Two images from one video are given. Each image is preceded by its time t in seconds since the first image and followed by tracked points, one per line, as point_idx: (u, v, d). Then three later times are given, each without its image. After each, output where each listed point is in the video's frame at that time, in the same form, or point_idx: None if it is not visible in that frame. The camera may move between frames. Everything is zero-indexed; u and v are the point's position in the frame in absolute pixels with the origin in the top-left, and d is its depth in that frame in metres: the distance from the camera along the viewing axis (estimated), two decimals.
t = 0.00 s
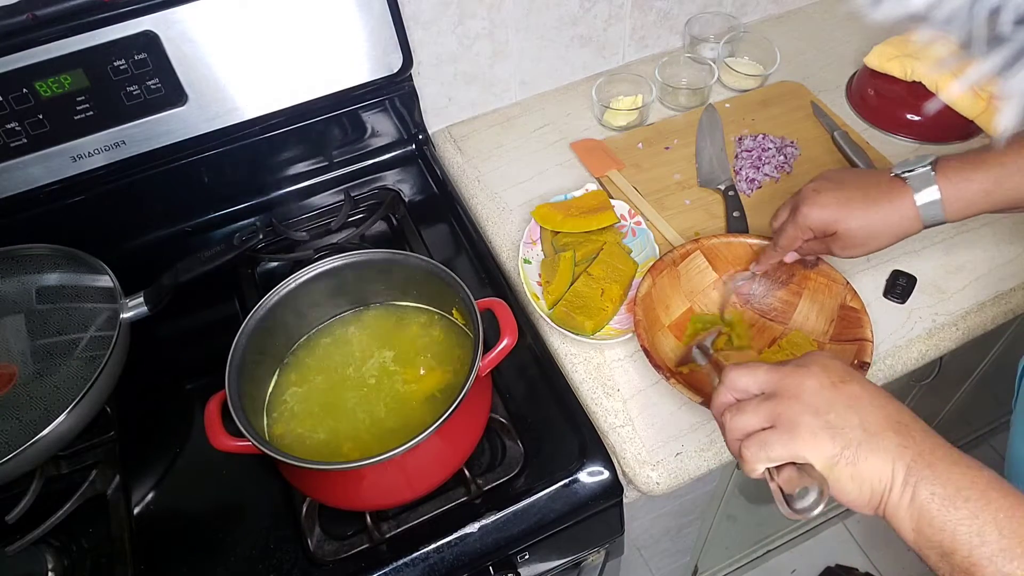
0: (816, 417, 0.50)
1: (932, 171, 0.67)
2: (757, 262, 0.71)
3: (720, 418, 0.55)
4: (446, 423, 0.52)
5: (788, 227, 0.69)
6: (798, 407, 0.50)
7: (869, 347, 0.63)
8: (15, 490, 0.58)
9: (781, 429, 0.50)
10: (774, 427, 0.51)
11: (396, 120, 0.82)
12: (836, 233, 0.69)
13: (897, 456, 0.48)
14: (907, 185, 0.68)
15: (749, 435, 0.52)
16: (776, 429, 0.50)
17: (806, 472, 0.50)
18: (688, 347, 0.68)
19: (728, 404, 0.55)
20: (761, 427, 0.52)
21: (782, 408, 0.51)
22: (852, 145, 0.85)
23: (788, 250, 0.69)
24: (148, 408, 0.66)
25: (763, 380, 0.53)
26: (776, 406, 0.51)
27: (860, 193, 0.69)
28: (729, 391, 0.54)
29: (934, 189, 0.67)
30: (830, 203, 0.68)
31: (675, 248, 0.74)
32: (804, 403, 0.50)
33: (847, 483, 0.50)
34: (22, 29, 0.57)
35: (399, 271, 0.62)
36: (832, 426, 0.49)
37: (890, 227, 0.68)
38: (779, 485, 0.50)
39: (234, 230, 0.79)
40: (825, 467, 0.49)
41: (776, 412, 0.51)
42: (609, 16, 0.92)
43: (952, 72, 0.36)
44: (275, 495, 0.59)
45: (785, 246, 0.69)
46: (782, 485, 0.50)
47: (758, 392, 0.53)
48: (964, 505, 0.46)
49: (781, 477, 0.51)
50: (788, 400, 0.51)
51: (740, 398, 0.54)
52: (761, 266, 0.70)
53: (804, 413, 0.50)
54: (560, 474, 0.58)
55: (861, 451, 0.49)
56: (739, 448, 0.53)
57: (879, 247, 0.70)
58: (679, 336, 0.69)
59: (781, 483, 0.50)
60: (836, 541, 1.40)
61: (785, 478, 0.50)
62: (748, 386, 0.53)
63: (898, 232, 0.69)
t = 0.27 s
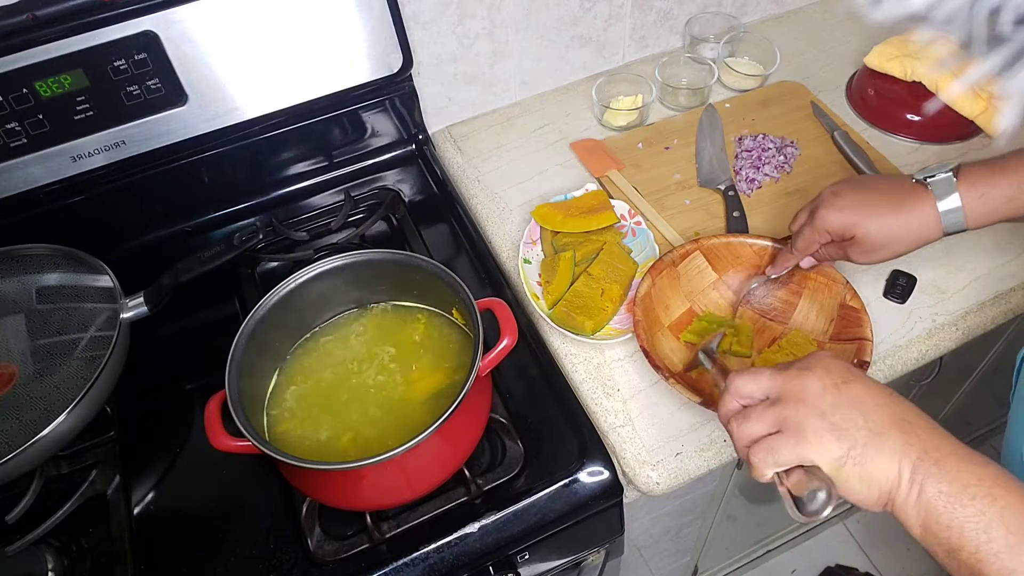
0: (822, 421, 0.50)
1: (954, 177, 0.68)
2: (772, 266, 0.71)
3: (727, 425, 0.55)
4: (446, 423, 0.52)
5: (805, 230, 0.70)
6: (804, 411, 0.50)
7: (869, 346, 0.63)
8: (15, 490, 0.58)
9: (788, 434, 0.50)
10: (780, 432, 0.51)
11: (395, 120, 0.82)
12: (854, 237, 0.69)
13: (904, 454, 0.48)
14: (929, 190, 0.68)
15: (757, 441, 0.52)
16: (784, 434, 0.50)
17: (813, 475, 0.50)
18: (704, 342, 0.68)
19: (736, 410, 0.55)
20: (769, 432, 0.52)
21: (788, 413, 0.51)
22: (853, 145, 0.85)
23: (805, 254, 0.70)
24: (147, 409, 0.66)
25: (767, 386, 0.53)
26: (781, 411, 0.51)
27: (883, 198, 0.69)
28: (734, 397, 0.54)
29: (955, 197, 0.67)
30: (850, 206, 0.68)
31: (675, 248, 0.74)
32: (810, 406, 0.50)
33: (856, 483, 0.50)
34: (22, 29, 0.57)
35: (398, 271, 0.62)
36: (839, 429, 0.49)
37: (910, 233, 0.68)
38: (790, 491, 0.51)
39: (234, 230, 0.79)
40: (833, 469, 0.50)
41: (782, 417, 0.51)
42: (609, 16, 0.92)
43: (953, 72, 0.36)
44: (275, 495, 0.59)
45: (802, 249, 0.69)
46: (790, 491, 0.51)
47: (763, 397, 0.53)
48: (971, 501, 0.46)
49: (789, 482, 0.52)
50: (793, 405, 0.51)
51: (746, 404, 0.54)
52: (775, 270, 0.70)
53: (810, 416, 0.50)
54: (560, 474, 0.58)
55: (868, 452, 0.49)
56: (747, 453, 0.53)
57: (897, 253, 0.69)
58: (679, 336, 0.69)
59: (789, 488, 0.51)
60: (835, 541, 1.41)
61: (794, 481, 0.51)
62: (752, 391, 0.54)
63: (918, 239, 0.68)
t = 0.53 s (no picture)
0: (821, 412, 0.50)
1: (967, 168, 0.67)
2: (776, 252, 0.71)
3: (726, 412, 0.55)
4: (446, 423, 0.52)
5: (815, 213, 0.71)
6: (802, 401, 0.50)
7: (869, 347, 0.63)
8: (15, 490, 0.58)
9: (784, 424, 0.51)
10: (778, 422, 0.51)
11: (395, 120, 0.82)
12: (864, 223, 0.69)
13: (903, 449, 0.48)
14: (940, 178, 0.67)
15: (755, 429, 0.52)
16: (781, 424, 0.51)
17: (809, 465, 0.52)
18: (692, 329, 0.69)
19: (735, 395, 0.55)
20: (766, 420, 0.52)
21: (786, 402, 0.51)
22: (852, 145, 0.85)
23: (812, 238, 0.71)
24: (147, 409, 0.66)
25: (765, 373, 0.53)
26: (779, 401, 0.51)
27: (892, 185, 0.69)
28: (734, 382, 0.55)
29: (968, 188, 0.66)
30: (860, 192, 0.69)
31: (675, 248, 0.74)
32: (808, 396, 0.50)
33: (853, 476, 0.50)
34: (22, 30, 0.57)
35: (399, 272, 0.62)
36: (838, 422, 0.49)
37: (921, 220, 0.68)
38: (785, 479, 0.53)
39: (234, 230, 0.79)
40: (830, 461, 0.50)
41: (779, 406, 0.51)
42: (609, 16, 0.92)
43: (953, 72, 0.36)
44: (275, 495, 0.59)
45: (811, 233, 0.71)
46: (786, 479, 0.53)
47: (763, 384, 0.53)
48: (973, 498, 0.46)
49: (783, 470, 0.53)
50: (789, 395, 0.51)
51: (746, 388, 0.54)
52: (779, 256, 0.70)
53: (809, 407, 0.50)
54: (560, 474, 0.58)
55: (865, 445, 0.49)
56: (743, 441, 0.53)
57: (907, 242, 0.69)
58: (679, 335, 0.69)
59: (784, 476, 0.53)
60: (835, 541, 1.41)
61: (790, 471, 0.53)
62: (751, 377, 0.53)
63: (930, 228, 0.68)
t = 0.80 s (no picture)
0: (812, 386, 0.51)
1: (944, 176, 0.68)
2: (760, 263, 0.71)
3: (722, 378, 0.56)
4: (446, 423, 0.52)
5: (798, 227, 0.69)
6: (797, 375, 0.51)
7: (869, 346, 0.63)
8: (15, 490, 0.58)
9: (776, 394, 0.51)
10: (770, 391, 0.52)
11: (395, 120, 0.82)
12: (846, 237, 0.69)
13: (885, 431, 0.49)
14: (917, 190, 0.68)
15: (745, 397, 0.53)
16: (772, 393, 0.51)
17: (794, 435, 0.52)
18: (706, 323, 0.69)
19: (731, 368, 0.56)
20: (758, 390, 0.52)
21: (781, 375, 0.52)
22: (852, 145, 0.85)
23: (797, 252, 0.69)
24: (147, 409, 0.66)
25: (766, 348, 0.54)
26: (775, 372, 0.52)
27: (870, 197, 0.69)
28: (734, 354, 0.55)
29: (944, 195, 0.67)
30: (840, 206, 0.68)
31: (675, 248, 0.74)
32: (803, 371, 0.51)
33: (831, 450, 0.51)
34: (22, 30, 0.57)
35: (399, 272, 0.62)
36: (826, 396, 0.50)
37: (900, 231, 0.68)
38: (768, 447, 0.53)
39: (234, 230, 0.79)
40: (812, 433, 0.51)
41: (775, 377, 0.52)
42: (609, 16, 0.92)
43: (952, 72, 0.36)
44: (276, 495, 0.59)
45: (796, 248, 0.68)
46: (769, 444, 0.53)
47: (762, 359, 0.54)
48: (945, 477, 0.47)
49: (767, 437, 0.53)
50: (787, 368, 0.52)
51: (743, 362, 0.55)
52: (762, 267, 0.70)
53: (802, 380, 0.51)
54: (560, 474, 0.58)
55: (849, 422, 0.50)
56: (732, 409, 0.54)
57: (886, 253, 0.70)
58: (679, 336, 0.69)
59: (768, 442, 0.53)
60: (835, 541, 1.41)
61: (774, 438, 0.53)
62: (752, 352, 0.54)
63: (909, 237, 0.69)
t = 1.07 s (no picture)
0: (829, 404, 0.51)
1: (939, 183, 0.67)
2: (760, 269, 0.70)
3: (733, 387, 0.55)
4: (446, 422, 0.52)
5: (796, 239, 0.68)
6: (812, 391, 0.51)
7: (869, 346, 0.63)
8: (15, 490, 0.58)
9: (790, 409, 0.51)
10: (784, 405, 0.52)
11: (395, 120, 0.82)
12: (844, 246, 0.69)
13: (902, 457, 0.49)
14: (912, 197, 0.68)
15: (758, 408, 0.53)
16: (785, 407, 0.51)
17: (806, 453, 0.52)
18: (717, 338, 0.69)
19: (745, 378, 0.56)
20: (770, 403, 0.53)
21: (795, 390, 0.52)
22: (852, 145, 0.85)
23: (799, 260, 0.68)
24: (147, 409, 0.66)
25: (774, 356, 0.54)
26: (790, 386, 0.52)
27: (865, 205, 0.69)
28: (749, 366, 0.55)
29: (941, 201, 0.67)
30: (835, 216, 0.68)
31: (675, 248, 0.74)
32: (819, 389, 0.51)
33: (845, 474, 0.51)
34: (22, 30, 0.57)
35: (399, 272, 0.62)
36: (842, 416, 0.50)
37: (897, 238, 0.68)
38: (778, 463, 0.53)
39: (234, 230, 0.79)
40: (827, 453, 0.51)
41: (789, 392, 0.52)
42: (609, 16, 0.92)
43: (953, 72, 0.36)
44: (275, 495, 0.59)
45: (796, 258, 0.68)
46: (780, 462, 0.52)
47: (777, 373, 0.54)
48: (967, 510, 0.47)
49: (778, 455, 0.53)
50: (802, 384, 0.52)
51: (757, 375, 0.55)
52: (762, 274, 0.70)
53: (818, 398, 0.51)
54: (561, 474, 0.58)
55: (864, 444, 0.50)
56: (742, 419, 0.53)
57: (883, 259, 0.70)
58: (679, 336, 0.69)
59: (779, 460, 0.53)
60: (835, 541, 1.40)
61: (783, 456, 0.52)
62: (768, 366, 0.55)
63: (907, 242, 0.69)
